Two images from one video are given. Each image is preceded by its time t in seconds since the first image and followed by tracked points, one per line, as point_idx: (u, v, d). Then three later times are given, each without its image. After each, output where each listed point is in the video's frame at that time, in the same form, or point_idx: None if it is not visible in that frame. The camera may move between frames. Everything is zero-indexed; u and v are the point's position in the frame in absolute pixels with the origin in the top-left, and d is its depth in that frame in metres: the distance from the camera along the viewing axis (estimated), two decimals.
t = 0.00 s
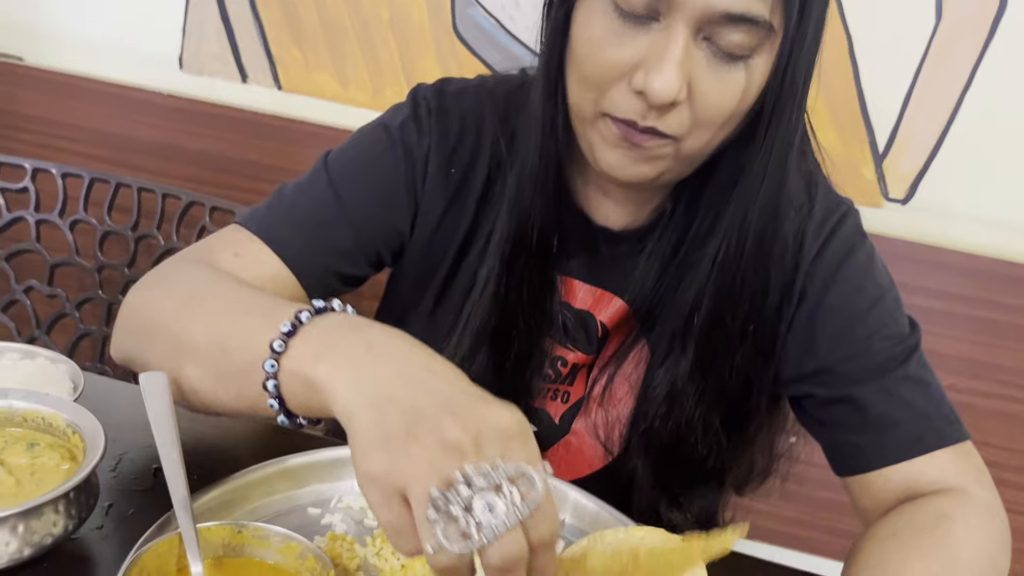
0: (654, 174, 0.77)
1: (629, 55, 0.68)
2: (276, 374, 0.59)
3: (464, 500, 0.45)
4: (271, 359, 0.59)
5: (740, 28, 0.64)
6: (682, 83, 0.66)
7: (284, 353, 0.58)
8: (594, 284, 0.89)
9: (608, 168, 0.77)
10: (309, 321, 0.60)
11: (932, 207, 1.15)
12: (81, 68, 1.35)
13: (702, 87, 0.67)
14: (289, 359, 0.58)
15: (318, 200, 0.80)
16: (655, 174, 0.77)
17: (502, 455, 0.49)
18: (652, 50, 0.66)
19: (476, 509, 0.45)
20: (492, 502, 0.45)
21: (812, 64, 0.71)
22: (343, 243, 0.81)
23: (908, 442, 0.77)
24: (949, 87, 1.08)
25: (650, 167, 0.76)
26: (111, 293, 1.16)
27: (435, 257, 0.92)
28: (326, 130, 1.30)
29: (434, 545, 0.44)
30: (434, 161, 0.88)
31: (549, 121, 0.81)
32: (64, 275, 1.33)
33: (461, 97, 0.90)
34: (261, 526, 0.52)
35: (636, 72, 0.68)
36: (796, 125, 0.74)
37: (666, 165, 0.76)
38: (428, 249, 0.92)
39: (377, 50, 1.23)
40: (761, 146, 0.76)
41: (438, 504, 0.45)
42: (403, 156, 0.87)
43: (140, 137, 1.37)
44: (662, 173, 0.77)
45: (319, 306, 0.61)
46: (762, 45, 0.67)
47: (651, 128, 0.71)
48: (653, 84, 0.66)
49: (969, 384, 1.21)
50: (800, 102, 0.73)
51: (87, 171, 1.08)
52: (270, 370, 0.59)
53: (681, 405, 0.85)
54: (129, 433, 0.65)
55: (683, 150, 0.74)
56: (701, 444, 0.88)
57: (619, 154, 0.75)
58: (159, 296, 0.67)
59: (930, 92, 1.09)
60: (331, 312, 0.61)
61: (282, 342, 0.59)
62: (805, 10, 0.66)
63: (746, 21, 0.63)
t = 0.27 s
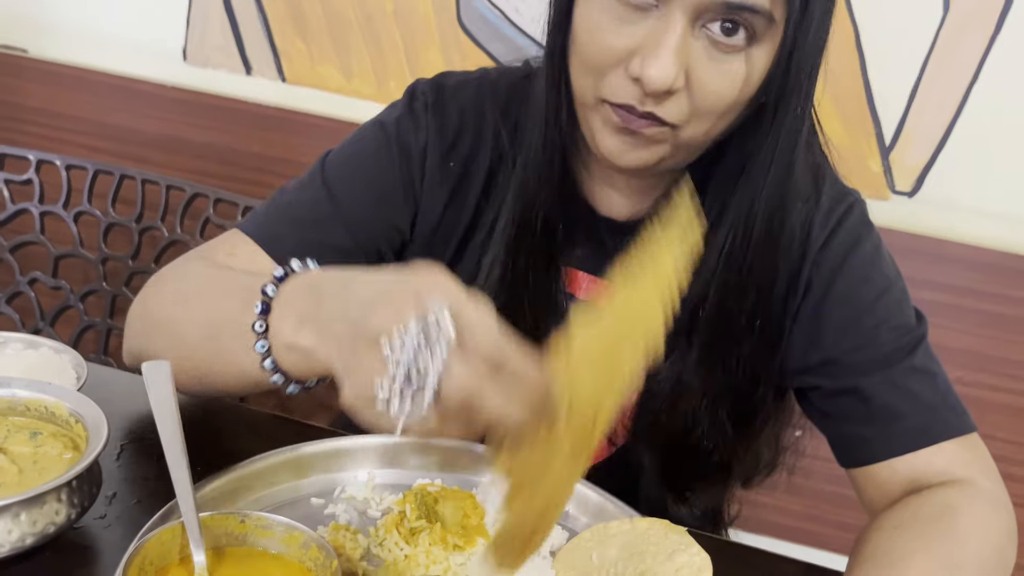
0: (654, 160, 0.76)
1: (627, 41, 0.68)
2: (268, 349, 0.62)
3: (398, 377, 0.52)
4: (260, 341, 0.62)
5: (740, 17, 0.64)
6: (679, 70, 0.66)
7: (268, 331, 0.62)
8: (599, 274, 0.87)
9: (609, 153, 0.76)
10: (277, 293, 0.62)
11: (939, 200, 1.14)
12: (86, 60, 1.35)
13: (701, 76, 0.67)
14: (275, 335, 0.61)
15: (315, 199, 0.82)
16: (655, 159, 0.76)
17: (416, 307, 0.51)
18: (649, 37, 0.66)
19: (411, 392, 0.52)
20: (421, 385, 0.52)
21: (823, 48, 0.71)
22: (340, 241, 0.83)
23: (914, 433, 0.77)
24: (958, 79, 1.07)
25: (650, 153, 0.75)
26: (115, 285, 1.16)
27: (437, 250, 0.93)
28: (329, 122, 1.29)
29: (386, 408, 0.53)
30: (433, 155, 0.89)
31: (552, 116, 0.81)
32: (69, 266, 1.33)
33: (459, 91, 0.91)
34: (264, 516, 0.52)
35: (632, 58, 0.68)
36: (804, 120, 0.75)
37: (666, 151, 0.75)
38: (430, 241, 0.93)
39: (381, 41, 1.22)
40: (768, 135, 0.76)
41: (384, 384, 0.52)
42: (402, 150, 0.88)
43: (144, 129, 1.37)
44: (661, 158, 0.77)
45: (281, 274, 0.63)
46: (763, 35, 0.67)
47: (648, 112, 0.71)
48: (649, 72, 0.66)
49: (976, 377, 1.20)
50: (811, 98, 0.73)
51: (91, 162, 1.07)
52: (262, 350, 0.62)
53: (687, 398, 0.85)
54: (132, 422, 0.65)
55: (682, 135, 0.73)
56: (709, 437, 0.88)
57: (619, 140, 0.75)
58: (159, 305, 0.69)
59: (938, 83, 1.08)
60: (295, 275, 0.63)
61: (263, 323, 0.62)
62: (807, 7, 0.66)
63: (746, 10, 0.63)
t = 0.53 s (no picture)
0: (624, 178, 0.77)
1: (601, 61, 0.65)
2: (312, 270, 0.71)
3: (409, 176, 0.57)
4: (306, 272, 0.71)
5: (714, 43, 0.63)
6: (647, 94, 0.64)
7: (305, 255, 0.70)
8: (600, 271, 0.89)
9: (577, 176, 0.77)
10: (297, 225, 0.71)
11: (944, 198, 1.13)
12: (90, 56, 1.35)
13: (670, 98, 0.66)
14: (313, 255, 0.70)
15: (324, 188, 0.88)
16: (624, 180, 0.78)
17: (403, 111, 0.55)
18: (620, 57, 0.64)
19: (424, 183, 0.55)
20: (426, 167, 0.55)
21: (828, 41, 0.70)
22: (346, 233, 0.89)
23: (916, 429, 0.76)
24: (965, 77, 1.06)
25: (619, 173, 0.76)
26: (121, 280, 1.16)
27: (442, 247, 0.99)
28: (333, 118, 1.29)
29: (408, 213, 0.58)
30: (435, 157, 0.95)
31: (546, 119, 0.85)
32: (72, 262, 1.33)
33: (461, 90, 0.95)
34: (268, 512, 0.52)
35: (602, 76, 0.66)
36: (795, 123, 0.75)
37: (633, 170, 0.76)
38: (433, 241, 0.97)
39: (385, 37, 1.22)
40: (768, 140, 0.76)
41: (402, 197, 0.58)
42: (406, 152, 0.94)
43: (148, 124, 1.37)
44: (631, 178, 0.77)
45: (293, 209, 0.72)
46: (738, 60, 0.66)
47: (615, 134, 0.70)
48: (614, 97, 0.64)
49: (982, 375, 1.20)
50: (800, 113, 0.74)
51: (94, 157, 1.07)
52: (310, 279, 0.71)
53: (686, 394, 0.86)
54: (136, 416, 0.65)
55: (651, 156, 0.74)
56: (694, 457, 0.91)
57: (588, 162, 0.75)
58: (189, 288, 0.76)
59: (944, 82, 1.07)
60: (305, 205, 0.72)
61: (299, 256, 0.70)
62: (791, 27, 0.66)
63: (717, 36, 0.62)
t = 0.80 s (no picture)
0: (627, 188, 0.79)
1: (603, 72, 0.66)
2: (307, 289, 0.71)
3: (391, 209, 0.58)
4: (301, 291, 0.71)
5: (715, 55, 0.65)
6: (648, 104, 0.66)
7: (300, 274, 0.71)
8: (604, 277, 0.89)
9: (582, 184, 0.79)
10: (293, 245, 0.72)
11: (952, 202, 1.13)
12: (98, 56, 1.35)
13: (673, 109, 0.68)
14: (309, 273, 0.71)
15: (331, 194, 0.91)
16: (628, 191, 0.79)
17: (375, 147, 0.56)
18: (622, 69, 0.65)
19: (404, 217, 0.56)
20: (407, 201, 0.55)
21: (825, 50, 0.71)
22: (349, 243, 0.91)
23: (923, 435, 0.76)
24: (972, 80, 1.06)
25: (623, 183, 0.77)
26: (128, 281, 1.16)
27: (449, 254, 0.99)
28: (339, 119, 1.29)
29: (391, 245, 0.59)
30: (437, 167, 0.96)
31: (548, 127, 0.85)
32: (79, 262, 1.33)
33: (467, 96, 0.95)
34: (279, 516, 0.52)
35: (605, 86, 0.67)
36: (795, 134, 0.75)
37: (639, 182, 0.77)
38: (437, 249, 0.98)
39: (393, 38, 1.22)
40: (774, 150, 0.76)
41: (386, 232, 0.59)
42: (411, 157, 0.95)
43: (155, 124, 1.37)
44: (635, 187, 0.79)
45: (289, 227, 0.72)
46: (738, 73, 0.68)
47: (620, 142, 0.71)
48: (615, 108, 0.66)
49: (990, 379, 1.20)
50: (801, 116, 0.73)
51: (103, 158, 1.07)
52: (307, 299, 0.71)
53: (692, 403, 0.86)
54: (148, 419, 0.65)
55: (654, 166, 0.75)
56: (675, 476, 0.91)
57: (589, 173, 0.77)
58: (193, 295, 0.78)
59: (951, 87, 1.07)
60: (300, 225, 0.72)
61: (296, 274, 0.71)
62: (789, 37, 0.68)
63: (717, 49, 0.64)
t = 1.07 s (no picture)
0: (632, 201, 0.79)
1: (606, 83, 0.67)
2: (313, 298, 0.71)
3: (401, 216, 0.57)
4: (307, 299, 0.71)
5: (718, 65, 0.65)
6: (652, 114, 0.66)
7: (307, 282, 0.71)
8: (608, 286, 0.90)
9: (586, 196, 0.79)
10: (300, 253, 0.72)
11: (956, 210, 1.13)
12: (106, 61, 1.36)
13: (677, 120, 0.68)
14: (314, 282, 0.71)
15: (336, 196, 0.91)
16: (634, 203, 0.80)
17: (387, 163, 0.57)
18: (627, 78, 0.66)
19: (413, 224, 0.56)
20: (416, 208, 0.56)
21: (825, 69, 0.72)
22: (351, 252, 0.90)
23: (925, 445, 0.76)
24: (975, 87, 1.06)
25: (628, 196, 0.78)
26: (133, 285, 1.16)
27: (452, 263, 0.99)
28: (344, 125, 1.29)
29: (400, 254, 0.58)
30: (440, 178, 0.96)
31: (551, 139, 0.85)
32: (86, 267, 1.34)
33: (471, 106, 0.96)
34: (287, 525, 0.53)
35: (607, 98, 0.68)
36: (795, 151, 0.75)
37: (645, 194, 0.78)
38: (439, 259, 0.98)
39: (398, 45, 1.22)
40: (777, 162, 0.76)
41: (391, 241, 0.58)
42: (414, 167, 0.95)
43: (161, 129, 1.37)
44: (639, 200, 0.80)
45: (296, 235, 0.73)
46: (741, 82, 0.68)
47: (624, 153, 0.72)
48: (619, 118, 0.66)
49: (994, 389, 1.19)
50: (802, 132, 0.74)
51: (109, 163, 1.08)
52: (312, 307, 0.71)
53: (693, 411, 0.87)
54: (156, 427, 0.65)
55: (659, 177, 0.76)
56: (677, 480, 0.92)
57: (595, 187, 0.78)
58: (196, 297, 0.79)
59: (954, 97, 1.07)
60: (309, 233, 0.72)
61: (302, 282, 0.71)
62: (791, 46, 0.67)
63: (720, 59, 0.64)
